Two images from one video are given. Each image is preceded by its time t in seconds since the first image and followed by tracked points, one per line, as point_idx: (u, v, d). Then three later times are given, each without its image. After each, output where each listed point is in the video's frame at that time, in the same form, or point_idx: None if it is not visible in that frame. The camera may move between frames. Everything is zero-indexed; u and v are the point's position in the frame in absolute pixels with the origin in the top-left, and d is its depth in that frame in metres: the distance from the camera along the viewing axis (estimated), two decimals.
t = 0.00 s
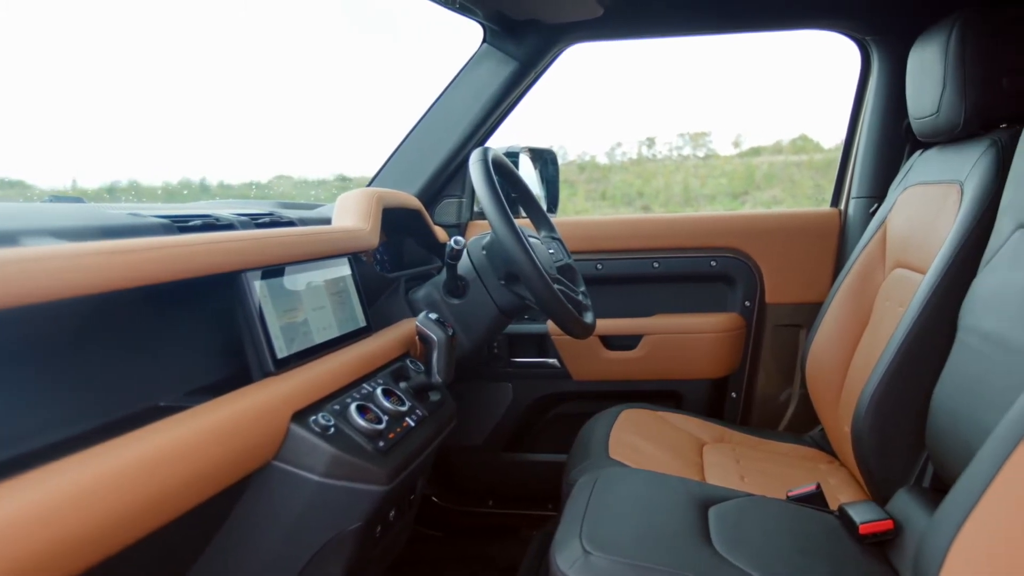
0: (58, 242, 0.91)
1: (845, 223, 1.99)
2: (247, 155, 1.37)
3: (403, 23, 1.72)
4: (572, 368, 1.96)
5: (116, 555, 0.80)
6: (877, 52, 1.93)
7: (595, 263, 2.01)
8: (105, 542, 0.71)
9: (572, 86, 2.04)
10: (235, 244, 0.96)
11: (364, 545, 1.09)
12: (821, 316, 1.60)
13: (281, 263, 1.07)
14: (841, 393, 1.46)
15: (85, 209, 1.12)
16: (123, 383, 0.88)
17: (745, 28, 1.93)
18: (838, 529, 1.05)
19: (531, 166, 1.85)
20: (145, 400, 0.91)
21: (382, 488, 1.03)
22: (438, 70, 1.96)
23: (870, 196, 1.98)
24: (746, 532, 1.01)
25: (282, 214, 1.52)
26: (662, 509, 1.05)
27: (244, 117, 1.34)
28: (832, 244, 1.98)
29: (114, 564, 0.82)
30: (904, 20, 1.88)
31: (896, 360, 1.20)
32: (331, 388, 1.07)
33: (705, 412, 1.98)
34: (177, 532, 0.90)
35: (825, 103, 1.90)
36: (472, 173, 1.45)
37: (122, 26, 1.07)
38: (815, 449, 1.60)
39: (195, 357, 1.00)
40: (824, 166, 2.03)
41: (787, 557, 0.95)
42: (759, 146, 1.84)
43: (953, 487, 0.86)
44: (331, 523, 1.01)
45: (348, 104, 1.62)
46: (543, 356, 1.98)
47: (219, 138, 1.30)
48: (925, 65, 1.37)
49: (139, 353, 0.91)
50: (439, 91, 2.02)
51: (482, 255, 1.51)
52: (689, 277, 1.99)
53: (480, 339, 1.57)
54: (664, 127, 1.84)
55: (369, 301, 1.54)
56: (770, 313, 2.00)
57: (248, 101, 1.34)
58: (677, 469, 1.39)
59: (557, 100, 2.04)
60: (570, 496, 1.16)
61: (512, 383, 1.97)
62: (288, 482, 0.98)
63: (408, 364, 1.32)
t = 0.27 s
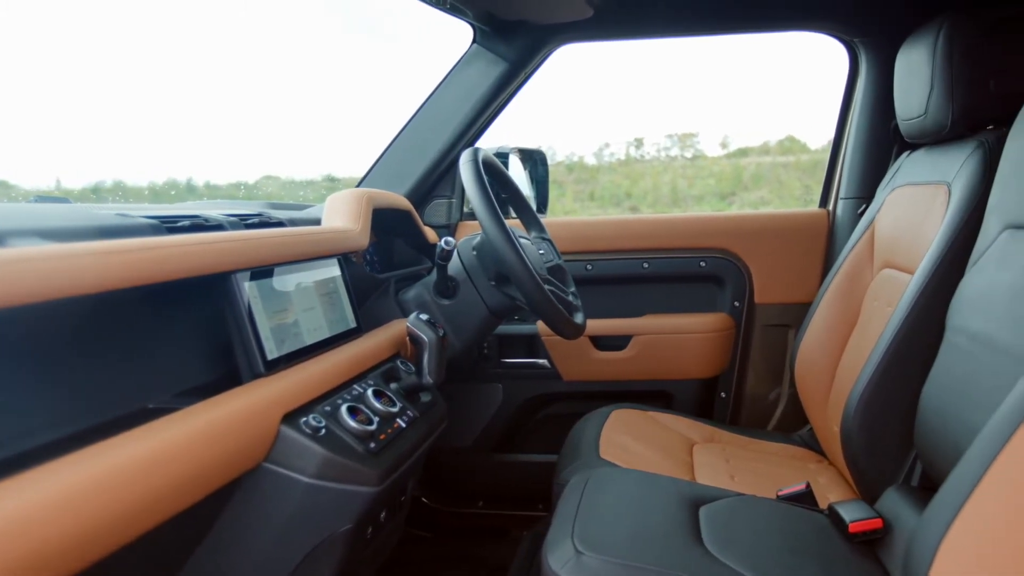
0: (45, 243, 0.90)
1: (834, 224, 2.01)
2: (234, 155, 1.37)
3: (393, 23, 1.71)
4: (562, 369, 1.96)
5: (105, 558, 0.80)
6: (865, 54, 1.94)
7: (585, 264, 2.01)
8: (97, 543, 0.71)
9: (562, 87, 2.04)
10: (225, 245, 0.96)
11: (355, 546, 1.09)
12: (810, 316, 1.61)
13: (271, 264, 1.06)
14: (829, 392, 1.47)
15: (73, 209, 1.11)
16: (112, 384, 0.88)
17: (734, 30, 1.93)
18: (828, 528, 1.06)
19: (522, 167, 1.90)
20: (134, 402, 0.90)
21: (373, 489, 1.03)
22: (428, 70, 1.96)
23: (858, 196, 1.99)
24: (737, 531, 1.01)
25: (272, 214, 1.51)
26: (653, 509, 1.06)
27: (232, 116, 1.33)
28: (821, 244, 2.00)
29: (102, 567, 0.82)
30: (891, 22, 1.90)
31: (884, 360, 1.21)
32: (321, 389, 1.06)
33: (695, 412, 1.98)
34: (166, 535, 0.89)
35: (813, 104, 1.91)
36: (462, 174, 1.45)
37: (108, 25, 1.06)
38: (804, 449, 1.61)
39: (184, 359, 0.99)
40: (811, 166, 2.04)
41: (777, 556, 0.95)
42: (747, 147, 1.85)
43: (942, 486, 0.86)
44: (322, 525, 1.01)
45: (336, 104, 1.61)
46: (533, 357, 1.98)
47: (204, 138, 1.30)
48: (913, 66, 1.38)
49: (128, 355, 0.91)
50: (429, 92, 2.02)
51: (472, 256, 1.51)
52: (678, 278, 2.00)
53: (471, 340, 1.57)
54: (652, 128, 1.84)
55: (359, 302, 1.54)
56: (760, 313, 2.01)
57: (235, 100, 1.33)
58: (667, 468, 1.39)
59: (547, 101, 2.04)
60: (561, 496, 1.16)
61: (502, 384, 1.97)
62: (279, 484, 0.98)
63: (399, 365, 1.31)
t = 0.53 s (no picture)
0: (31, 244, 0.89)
1: (822, 224, 2.02)
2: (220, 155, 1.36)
3: (382, 23, 1.71)
4: (552, 369, 1.97)
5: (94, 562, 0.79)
6: (853, 56, 1.95)
7: (575, 265, 2.02)
8: (88, 546, 0.70)
9: (551, 87, 2.04)
10: (215, 246, 0.95)
11: (345, 548, 1.08)
12: (799, 316, 1.62)
13: (260, 265, 1.06)
14: (818, 392, 1.48)
15: (60, 210, 1.10)
16: (100, 387, 0.87)
17: (723, 32, 1.94)
18: (817, 527, 1.07)
19: (511, 168, 1.90)
20: (123, 404, 0.89)
21: (364, 490, 1.02)
22: (417, 71, 1.96)
23: (846, 197, 2.00)
24: (728, 531, 1.02)
25: (261, 215, 1.50)
26: (644, 510, 1.06)
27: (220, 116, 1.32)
28: (809, 244, 2.01)
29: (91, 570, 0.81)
30: (878, 25, 1.91)
31: (873, 359, 1.22)
32: (311, 390, 1.06)
33: (684, 412, 1.99)
34: (154, 538, 0.89)
35: (801, 106, 1.92)
36: (453, 175, 1.45)
37: (92, 23, 1.05)
38: (793, 448, 1.62)
39: (172, 360, 0.98)
40: (799, 167, 2.04)
41: (768, 554, 0.96)
42: (734, 148, 1.85)
43: (930, 485, 0.87)
44: (312, 527, 1.00)
45: (322, 103, 1.60)
46: (523, 357, 1.98)
47: (191, 137, 1.29)
48: (901, 69, 1.39)
49: (116, 357, 0.90)
50: (418, 92, 2.02)
51: (462, 256, 1.50)
52: (668, 278, 2.01)
53: (461, 341, 1.56)
54: (639, 129, 1.84)
55: (348, 303, 1.53)
56: (748, 313, 2.02)
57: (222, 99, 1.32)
58: (657, 468, 1.40)
59: (537, 101, 2.04)
60: (552, 496, 1.16)
61: (492, 385, 1.97)
62: (269, 486, 0.97)
63: (389, 366, 1.31)
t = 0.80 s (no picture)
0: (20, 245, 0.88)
1: (812, 225, 2.03)
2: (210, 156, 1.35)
3: (373, 24, 1.71)
4: (543, 370, 1.97)
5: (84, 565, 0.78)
6: (842, 58, 1.97)
7: (566, 265, 2.02)
8: (82, 547, 0.70)
9: (542, 88, 2.04)
10: (206, 247, 0.95)
11: (337, 549, 1.08)
12: (789, 316, 1.63)
13: (251, 266, 1.05)
14: (808, 392, 1.49)
15: (50, 211, 1.09)
16: (90, 388, 0.86)
17: (713, 33, 1.95)
18: (808, 526, 1.07)
19: (502, 169, 1.88)
20: (113, 406, 0.89)
21: (356, 492, 1.02)
22: (409, 71, 1.95)
23: (836, 198, 2.02)
24: (720, 531, 1.02)
25: (251, 216, 1.50)
26: (636, 510, 1.06)
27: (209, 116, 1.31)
28: (799, 245, 2.02)
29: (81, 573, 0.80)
30: (867, 27, 1.93)
31: (863, 359, 1.23)
32: (303, 392, 1.06)
33: (675, 412, 2.00)
34: (144, 540, 0.88)
35: (790, 107, 1.93)
36: (444, 175, 1.45)
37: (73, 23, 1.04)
38: (783, 448, 1.62)
39: (163, 362, 0.98)
40: (788, 167, 2.04)
41: (760, 554, 0.96)
42: (722, 149, 1.86)
43: (921, 484, 0.87)
44: (304, 528, 1.00)
45: (314, 104, 1.60)
46: (514, 358, 1.98)
47: (182, 137, 1.29)
48: (890, 71, 1.40)
49: (106, 359, 0.89)
50: (409, 93, 2.01)
51: (454, 257, 1.51)
52: (659, 279, 2.01)
53: (452, 342, 1.56)
54: (629, 130, 1.85)
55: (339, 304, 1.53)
56: (739, 313, 2.03)
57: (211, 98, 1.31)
58: (649, 469, 1.40)
59: (528, 102, 2.04)
60: (545, 496, 1.16)
61: (483, 385, 1.97)
62: (261, 488, 0.97)
63: (381, 367, 1.30)
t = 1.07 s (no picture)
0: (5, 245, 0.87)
1: (800, 225, 2.04)
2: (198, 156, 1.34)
3: (362, 24, 1.70)
4: (533, 370, 1.97)
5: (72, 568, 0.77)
6: (830, 59, 1.98)
7: (556, 266, 2.02)
8: (73, 547, 0.69)
9: (531, 89, 2.04)
10: (195, 247, 0.94)
11: (327, 551, 1.08)
12: (777, 316, 1.64)
13: (240, 267, 1.05)
14: (797, 391, 1.50)
15: (36, 211, 1.08)
16: (78, 390, 0.85)
17: (701, 35, 1.96)
18: (798, 525, 1.08)
19: (491, 169, 1.83)
20: (101, 408, 0.88)
21: (347, 493, 1.02)
22: (398, 71, 1.95)
23: (824, 198, 2.03)
24: (710, 531, 1.02)
25: (240, 216, 1.49)
26: (627, 510, 1.06)
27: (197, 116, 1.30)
28: (787, 245, 2.04)
29: None
30: (854, 29, 1.94)
31: (851, 358, 1.23)
32: (293, 393, 1.05)
33: (665, 412, 2.00)
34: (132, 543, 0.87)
35: (778, 108, 1.94)
36: (434, 176, 1.45)
37: (55, 23, 1.04)
38: (772, 447, 1.63)
39: (152, 364, 0.97)
40: (774, 168, 2.05)
41: (750, 553, 0.97)
42: (709, 150, 1.87)
43: (909, 484, 0.86)
44: (295, 530, 1.00)
45: (303, 104, 1.59)
46: (504, 359, 1.98)
47: (169, 136, 1.27)
48: (877, 73, 1.41)
49: (94, 360, 0.88)
50: (398, 93, 2.01)
51: (444, 257, 1.50)
52: (648, 279, 2.02)
53: (443, 342, 1.56)
54: (617, 132, 1.86)
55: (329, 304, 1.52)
56: (728, 313, 2.04)
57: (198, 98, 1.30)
58: (639, 469, 1.40)
59: (518, 102, 2.04)
60: (536, 497, 1.16)
61: (473, 386, 1.97)
62: (250, 490, 0.96)
63: (371, 368, 1.30)
